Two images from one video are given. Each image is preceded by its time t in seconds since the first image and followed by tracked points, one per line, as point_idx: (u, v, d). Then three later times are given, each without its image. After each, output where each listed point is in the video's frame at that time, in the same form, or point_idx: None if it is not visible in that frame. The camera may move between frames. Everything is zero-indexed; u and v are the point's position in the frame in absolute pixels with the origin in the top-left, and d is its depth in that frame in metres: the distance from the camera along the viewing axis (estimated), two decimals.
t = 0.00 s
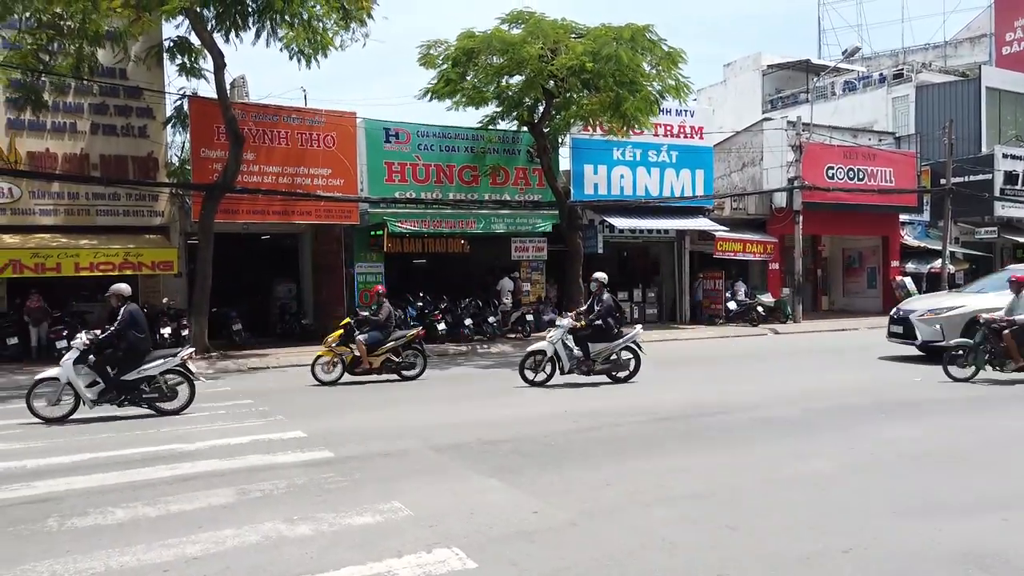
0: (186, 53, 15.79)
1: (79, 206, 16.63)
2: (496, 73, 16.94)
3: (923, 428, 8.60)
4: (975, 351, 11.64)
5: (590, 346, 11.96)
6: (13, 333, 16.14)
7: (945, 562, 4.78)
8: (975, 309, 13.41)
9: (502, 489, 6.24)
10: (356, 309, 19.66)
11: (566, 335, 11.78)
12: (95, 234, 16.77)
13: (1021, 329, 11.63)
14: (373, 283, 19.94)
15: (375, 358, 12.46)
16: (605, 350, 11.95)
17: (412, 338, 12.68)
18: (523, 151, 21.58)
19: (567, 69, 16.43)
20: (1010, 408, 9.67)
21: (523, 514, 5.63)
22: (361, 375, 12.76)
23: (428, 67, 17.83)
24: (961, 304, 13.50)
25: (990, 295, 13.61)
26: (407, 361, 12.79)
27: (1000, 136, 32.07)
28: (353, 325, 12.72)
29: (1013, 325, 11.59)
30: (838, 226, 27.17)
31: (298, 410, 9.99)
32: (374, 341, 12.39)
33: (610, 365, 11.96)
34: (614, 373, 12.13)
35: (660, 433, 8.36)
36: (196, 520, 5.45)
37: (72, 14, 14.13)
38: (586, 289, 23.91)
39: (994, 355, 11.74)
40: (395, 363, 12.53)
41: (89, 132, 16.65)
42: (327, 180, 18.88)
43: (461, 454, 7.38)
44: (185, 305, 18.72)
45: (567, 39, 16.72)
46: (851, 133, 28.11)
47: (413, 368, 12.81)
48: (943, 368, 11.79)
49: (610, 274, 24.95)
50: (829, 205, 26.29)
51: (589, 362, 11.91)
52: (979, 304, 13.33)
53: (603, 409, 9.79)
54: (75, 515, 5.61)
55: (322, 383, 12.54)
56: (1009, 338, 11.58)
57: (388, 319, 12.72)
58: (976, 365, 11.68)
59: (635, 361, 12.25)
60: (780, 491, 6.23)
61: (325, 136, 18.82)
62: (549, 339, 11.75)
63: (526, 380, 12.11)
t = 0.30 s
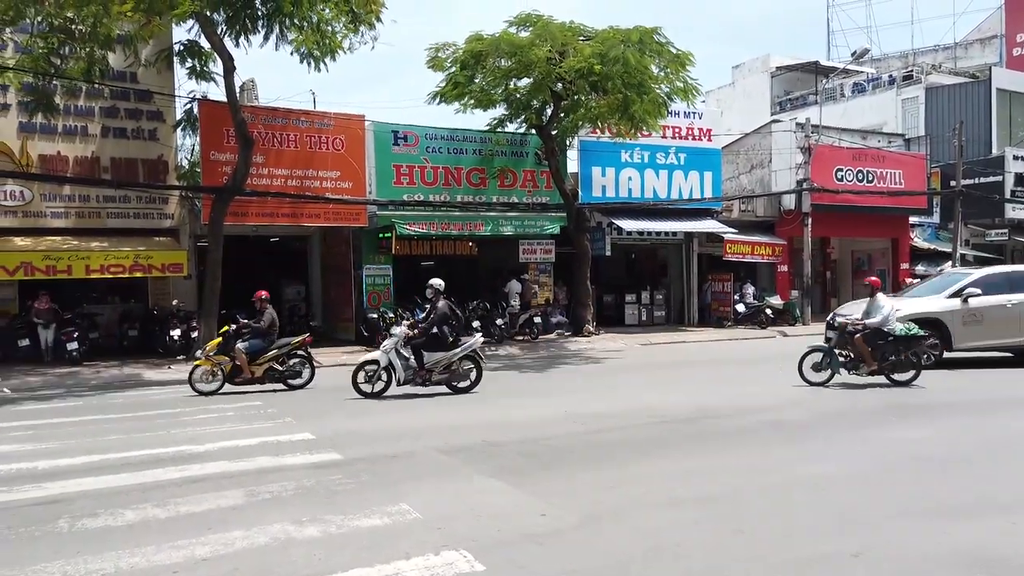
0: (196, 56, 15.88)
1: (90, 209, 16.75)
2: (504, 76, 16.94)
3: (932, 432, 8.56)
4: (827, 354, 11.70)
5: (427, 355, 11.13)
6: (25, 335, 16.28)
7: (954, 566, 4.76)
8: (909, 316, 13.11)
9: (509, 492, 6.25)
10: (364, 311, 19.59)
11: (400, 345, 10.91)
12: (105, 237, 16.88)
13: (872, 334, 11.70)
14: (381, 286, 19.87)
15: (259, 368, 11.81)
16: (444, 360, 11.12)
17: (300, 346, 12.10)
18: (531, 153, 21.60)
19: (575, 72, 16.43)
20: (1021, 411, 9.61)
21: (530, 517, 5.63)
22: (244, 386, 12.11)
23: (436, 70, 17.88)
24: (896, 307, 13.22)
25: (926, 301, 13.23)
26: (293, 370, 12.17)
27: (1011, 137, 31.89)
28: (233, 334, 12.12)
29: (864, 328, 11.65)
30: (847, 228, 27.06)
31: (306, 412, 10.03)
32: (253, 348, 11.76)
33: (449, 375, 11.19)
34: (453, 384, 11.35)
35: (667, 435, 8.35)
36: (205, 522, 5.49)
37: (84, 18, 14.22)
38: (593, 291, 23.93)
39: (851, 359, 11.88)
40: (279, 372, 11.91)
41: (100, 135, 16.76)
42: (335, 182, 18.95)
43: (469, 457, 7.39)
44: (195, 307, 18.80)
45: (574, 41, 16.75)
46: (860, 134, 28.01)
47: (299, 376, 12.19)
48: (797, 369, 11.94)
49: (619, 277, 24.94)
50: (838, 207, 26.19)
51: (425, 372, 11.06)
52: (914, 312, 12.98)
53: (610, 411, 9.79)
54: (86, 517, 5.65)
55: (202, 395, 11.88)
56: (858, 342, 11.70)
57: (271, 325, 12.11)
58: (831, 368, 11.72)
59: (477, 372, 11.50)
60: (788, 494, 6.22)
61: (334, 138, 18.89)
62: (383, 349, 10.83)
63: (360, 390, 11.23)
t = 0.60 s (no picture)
0: (204, 59, 15.96)
1: (99, 211, 16.85)
2: (511, 78, 16.97)
3: (939, 435, 8.53)
4: (678, 357, 11.62)
5: (245, 365, 10.45)
6: (34, 335, 16.45)
7: (961, 570, 4.75)
8: (839, 320, 12.99)
9: (516, 494, 6.26)
10: (371, 312, 19.76)
11: (212, 355, 10.28)
12: (114, 239, 16.98)
13: (720, 338, 11.75)
14: (388, 287, 20.05)
15: (125, 379, 11.17)
16: (263, 369, 10.44)
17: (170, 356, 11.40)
18: (537, 155, 21.61)
19: (581, 74, 16.44)
20: None
21: (536, 519, 5.64)
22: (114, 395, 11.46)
23: (443, 72, 17.92)
24: (827, 311, 13.10)
25: (857, 304, 13.10)
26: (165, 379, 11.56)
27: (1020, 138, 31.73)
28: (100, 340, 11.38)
29: (708, 332, 11.74)
30: (855, 230, 26.94)
31: (314, 414, 10.07)
32: (118, 359, 11.09)
33: (270, 386, 10.50)
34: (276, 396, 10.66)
35: (673, 438, 8.35)
36: (213, 523, 5.52)
37: (93, 21, 14.31)
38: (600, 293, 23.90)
39: (701, 363, 11.88)
40: (148, 384, 11.27)
41: (109, 137, 16.87)
42: (343, 184, 19.00)
43: (475, 459, 7.42)
44: (202, 309, 18.86)
45: (581, 43, 16.77)
46: (868, 136, 27.95)
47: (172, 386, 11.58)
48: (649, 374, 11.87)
49: (626, 278, 24.94)
50: (846, 208, 26.11)
51: (243, 384, 10.36)
52: (843, 315, 12.86)
53: (616, 414, 9.79)
54: (96, 518, 5.69)
55: (65, 405, 11.27)
56: (706, 347, 11.73)
57: (140, 333, 11.43)
58: (682, 372, 11.65)
59: (302, 382, 10.85)
60: (795, 497, 6.21)
61: (341, 141, 18.95)
62: (196, 358, 10.21)
63: (171, 406, 10.47)
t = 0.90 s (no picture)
0: (213, 63, 16.03)
1: (108, 214, 16.95)
2: (518, 81, 16.98)
3: (948, 437, 8.50)
4: (526, 364, 11.49)
5: (33, 379, 9.71)
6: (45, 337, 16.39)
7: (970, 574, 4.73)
8: (767, 323, 12.73)
9: (524, 497, 6.27)
10: (379, 314, 19.77)
11: None
12: (124, 241, 17.07)
13: (564, 344, 11.49)
14: (395, 289, 20.04)
15: None
16: (54, 385, 9.71)
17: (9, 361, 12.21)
18: (544, 157, 21.62)
19: (588, 76, 16.44)
20: None
21: (544, 522, 5.65)
22: None
23: (451, 74, 17.95)
24: (756, 313, 12.84)
25: (786, 307, 12.86)
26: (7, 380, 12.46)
27: None
28: None
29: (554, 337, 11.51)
30: (865, 231, 26.80)
31: (322, 416, 10.10)
32: None
33: (61, 402, 9.84)
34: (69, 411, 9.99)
35: (680, 440, 8.35)
36: (222, 525, 5.55)
37: (103, 25, 14.38)
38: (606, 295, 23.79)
39: (550, 368, 11.71)
40: None
41: (118, 141, 16.96)
42: (350, 187, 19.05)
43: (482, 461, 7.43)
44: (211, 311, 18.92)
45: (588, 45, 16.78)
46: (876, 137, 27.87)
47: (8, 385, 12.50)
48: (499, 379, 11.63)
49: (631, 280, 24.91)
50: (854, 210, 26.03)
51: (29, 399, 9.69)
52: (772, 318, 12.60)
53: (624, 416, 9.78)
54: (105, 520, 5.72)
55: None
56: (553, 352, 11.50)
57: None
58: (531, 378, 11.51)
59: (102, 397, 10.18)
60: (801, 500, 6.20)
61: (348, 143, 19.00)
62: None
63: None
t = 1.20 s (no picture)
0: (220, 65, 16.10)
1: (116, 216, 17.04)
2: (524, 83, 17.00)
3: (956, 440, 8.46)
4: (367, 372, 10.96)
5: None
6: (53, 340, 16.43)
7: None
8: (693, 328, 12.49)
9: (530, 499, 6.27)
10: (385, 316, 19.85)
11: None
12: (131, 243, 17.16)
13: (405, 351, 10.96)
14: (402, 291, 20.13)
15: None
16: None
17: None
18: (550, 159, 21.63)
19: (595, 79, 16.43)
20: None
21: (550, 524, 5.65)
22: None
23: (457, 77, 17.97)
24: (683, 318, 12.60)
25: (712, 312, 12.62)
26: None
27: None
28: None
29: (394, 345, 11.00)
30: (872, 233, 26.72)
31: (329, 418, 10.13)
32: None
33: None
34: None
35: (687, 443, 8.34)
36: (229, 526, 5.58)
37: (111, 29, 14.45)
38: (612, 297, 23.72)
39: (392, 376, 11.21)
40: None
41: (126, 143, 17.05)
42: (357, 189, 19.10)
43: (488, 463, 7.44)
44: (218, 313, 19.01)
45: (594, 47, 16.78)
46: (883, 138, 27.81)
47: None
48: (341, 388, 11.14)
49: (638, 282, 24.88)
50: (861, 212, 25.97)
51: None
52: (697, 324, 12.36)
53: (630, 418, 9.77)
54: (113, 521, 5.75)
55: None
56: (393, 360, 10.99)
57: None
58: (374, 387, 11.02)
59: None
60: (808, 504, 6.18)
61: (355, 146, 19.05)
62: None
63: None
